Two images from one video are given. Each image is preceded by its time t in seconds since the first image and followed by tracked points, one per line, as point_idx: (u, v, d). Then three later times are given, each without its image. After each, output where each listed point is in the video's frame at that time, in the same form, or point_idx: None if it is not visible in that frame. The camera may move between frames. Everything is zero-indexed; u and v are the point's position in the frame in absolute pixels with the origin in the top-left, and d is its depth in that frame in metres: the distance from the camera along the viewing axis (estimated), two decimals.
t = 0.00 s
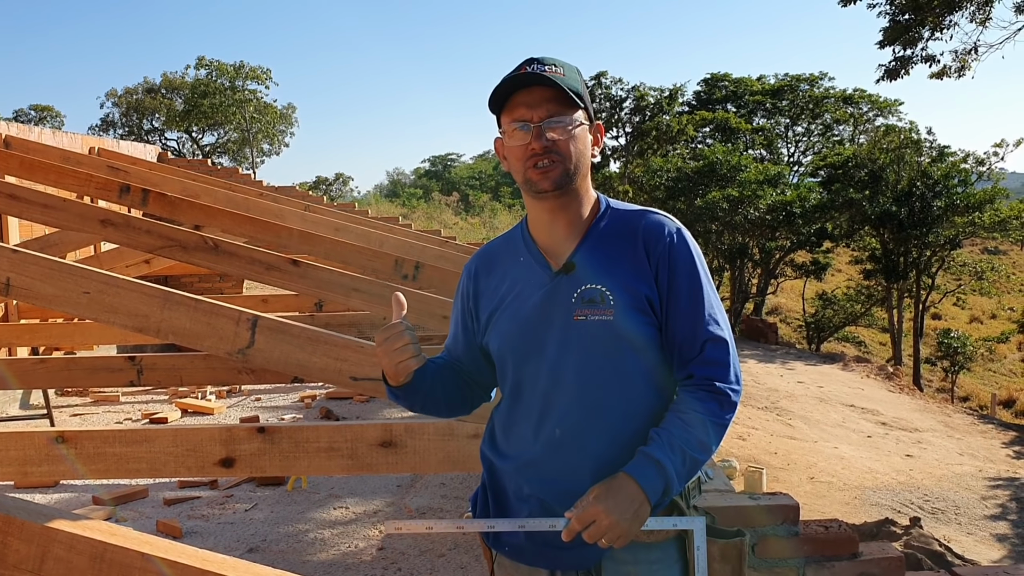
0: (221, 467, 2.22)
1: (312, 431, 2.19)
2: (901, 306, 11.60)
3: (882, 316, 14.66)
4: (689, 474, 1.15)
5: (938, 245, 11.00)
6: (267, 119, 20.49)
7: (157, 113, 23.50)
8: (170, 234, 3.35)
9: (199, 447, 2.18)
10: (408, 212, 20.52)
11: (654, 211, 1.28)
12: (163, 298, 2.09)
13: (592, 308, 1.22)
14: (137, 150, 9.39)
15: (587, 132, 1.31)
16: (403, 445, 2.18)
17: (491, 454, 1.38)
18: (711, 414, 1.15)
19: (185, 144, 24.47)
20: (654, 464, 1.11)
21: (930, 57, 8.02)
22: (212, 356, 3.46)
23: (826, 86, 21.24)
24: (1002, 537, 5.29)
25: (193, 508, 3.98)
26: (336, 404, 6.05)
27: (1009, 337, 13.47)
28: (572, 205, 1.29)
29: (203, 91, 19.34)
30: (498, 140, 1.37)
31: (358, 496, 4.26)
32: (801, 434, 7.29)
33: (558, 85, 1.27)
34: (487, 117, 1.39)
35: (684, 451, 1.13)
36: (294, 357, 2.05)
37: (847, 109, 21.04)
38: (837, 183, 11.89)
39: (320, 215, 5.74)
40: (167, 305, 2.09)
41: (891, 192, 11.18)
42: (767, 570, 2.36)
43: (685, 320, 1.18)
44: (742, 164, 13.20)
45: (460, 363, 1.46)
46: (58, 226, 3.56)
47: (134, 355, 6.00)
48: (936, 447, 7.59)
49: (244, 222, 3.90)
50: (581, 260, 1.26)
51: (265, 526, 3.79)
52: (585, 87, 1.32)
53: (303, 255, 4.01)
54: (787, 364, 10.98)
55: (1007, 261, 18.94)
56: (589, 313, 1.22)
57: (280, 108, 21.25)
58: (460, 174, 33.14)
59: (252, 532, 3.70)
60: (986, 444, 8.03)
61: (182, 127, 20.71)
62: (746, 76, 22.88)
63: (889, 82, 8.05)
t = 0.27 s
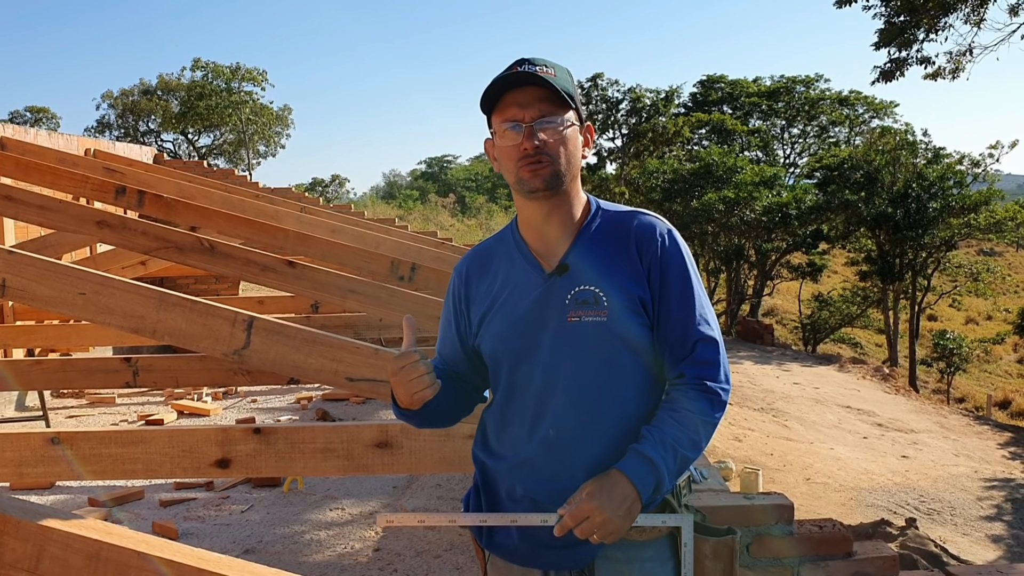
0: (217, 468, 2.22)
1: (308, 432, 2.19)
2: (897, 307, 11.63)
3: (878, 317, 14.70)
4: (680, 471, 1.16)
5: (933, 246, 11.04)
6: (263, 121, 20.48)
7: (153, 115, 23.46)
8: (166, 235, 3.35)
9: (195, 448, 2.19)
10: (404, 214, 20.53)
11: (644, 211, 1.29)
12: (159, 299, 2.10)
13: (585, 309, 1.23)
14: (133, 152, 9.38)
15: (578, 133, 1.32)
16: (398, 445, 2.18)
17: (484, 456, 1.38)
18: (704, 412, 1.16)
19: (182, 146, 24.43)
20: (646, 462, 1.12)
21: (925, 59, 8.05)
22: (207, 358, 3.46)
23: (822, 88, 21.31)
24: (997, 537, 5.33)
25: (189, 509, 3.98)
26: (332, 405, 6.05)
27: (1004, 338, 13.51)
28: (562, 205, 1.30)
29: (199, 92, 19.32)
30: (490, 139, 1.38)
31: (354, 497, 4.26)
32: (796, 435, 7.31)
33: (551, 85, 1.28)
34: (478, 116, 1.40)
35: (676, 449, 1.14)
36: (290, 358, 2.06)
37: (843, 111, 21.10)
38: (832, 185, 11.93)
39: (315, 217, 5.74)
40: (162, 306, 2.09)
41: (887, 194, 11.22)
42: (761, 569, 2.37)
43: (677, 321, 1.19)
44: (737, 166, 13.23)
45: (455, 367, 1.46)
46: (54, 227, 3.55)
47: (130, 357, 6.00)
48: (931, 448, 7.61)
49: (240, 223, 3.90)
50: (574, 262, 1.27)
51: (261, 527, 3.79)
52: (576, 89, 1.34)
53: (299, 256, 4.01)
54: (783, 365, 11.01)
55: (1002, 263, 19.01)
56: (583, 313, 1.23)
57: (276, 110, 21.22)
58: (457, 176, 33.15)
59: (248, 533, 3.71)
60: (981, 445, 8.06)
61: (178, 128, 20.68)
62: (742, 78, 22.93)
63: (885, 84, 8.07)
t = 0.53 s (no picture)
0: (216, 468, 2.23)
1: (306, 433, 2.20)
2: (893, 308, 11.67)
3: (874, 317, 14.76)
4: (673, 471, 1.18)
5: (929, 247, 11.08)
6: (261, 122, 20.46)
7: (151, 117, 23.43)
8: (164, 237, 3.36)
9: (193, 448, 2.20)
10: (402, 215, 20.54)
11: (636, 213, 1.31)
12: (157, 301, 2.11)
13: (580, 311, 1.25)
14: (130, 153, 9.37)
15: (571, 137, 1.34)
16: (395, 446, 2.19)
17: (478, 456, 1.40)
18: (694, 412, 1.18)
19: (179, 147, 24.41)
20: (640, 462, 1.14)
21: (920, 61, 8.09)
22: (205, 359, 3.47)
23: (818, 89, 21.38)
24: (991, 537, 5.37)
25: (187, 510, 3.98)
26: (330, 406, 6.06)
27: (1000, 339, 13.58)
28: (556, 208, 1.32)
29: (196, 94, 19.30)
30: (483, 143, 1.39)
31: (352, 497, 4.27)
32: (792, 435, 7.34)
33: (544, 89, 1.30)
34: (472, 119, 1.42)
35: (669, 450, 1.16)
36: (288, 359, 2.07)
37: (839, 112, 21.19)
38: (828, 185, 11.98)
39: (312, 218, 5.75)
40: (160, 308, 2.10)
41: (883, 195, 11.26)
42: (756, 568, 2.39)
43: (669, 323, 1.21)
44: (734, 167, 13.26)
45: (451, 373, 1.46)
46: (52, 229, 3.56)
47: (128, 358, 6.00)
48: (927, 448, 7.65)
49: (237, 224, 3.91)
50: (568, 263, 1.28)
51: (259, 527, 3.80)
52: (569, 93, 1.36)
53: (296, 257, 4.02)
54: (780, 366, 11.05)
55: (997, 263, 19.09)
56: (577, 315, 1.24)
57: (273, 111, 21.22)
58: (454, 177, 33.18)
59: (246, 533, 3.71)
60: (976, 445, 8.11)
61: (176, 130, 20.66)
62: (738, 79, 22.99)
63: (880, 85, 8.11)
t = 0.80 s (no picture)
0: (207, 471, 2.21)
1: (298, 435, 2.19)
2: (885, 309, 11.70)
3: (866, 319, 14.81)
4: (668, 470, 1.18)
5: (922, 248, 11.13)
6: (253, 122, 20.35)
7: (141, 116, 23.27)
8: (155, 238, 3.33)
9: (185, 450, 2.18)
10: (395, 215, 20.48)
11: (628, 214, 1.31)
12: (148, 302, 2.09)
13: (574, 311, 1.24)
14: (121, 153, 9.31)
15: (562, 137, 1.34)
16: (388, 448, 2.18)
17: (468, 456, 1.38)
18: (689, 411, 1.18)
19: (170, 147, 24.25)
20: (635, 461, 1.14)
21: (913, 63, 8.12)
22: (197, 361, 3.44)
23: (811, 90, 21.43)
24: (984, 538, 5.40)
25: (178, 512, 3.96)
26: (322, 407, 6.03)
27: (992, 340, 13.64)
28: (548, 208, 1.31)
29: (188, 93, 19.16)
30: (474, 144, 1.38)
31: (344, 499, 4.26)
32: (785, 437, 7.35)
33: (535, 90, 1.29)
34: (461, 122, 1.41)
35: (664, 449, 1.16)
36: (280, 360, 2.06)
37: (832, 113, 21.26)
38: (822, 187, 12.01)
39: (305, 218, 5.73)
40: (152, 309, 2.09)
41: (876, 196, 11.30)
42: (750, 569, 2.39)
43: (663, 323, 1.21)
44: (727, 168, 13.27)
45: (438, 370, 1.46)
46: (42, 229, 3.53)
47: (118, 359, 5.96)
48: (919, 449, 7.68)
49: (229, 225, 3.89)
50: (561, 264, 1.28)
51: (250, 529, 3.78)
52: (560, 94, 1.35)
53: (288, 258, 4.00)
54: (773, 367, 11.06)
55: (989, 264, 19.20)
56: (571, 316, 1.24)
57: (265, 111, 21.11)
58: (447, 177, 33.12)
59: (238, 535, 3.69)
60: (969, 446, 8.14)
61: (167, 129, 20.52)
62: (732, 80, 23.02)
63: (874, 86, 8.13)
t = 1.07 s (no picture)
0: (205, 473, 2.21)
1: (296, 437, 2.19)
2: (883, 310, 11.72)
3: (863, 320, 14.83)
4: (669, 470, 1.18)
5: (919, 250, 11.15)
6: (250, 124, 20.35)
7: (139, 119, 23.26)
8: (153, 240, 3.33)
9: (183, 452, 2.18)
10: (392, 217, 20.47)
11: (626, 215, 1.32)
12: (147, 304, 2.09)
13: (573, 312, 1.24)
14: (119, 155, 9.30)
15: (558, 138, 1.34)
16: (386, 450, 2.17)
17: (467, 458, 1.39)
18: (689, 411, 1.18)
19: (167, 149, 24.23)
20: (636, 460, 1.14)
21: (910, 64, 8.14)
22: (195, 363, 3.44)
23: (808, 92, 21.47)
24: (982, 540, 5.42)
25: (176, 514, 3.95)
26: (320, 409, 6.03)
27: (989, 342, 13.67)
28: (545, 209, 1.32)
29: (185, 96, 19.14)
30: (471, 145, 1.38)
31: (342, 502, 4.25)
32: (784, 438, 7.36)
33: (531, 91, 1.30)
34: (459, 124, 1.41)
35: (665, 449, 1.16)
36: (278, 363, 2.05)
37: (829, 115, 21.31)
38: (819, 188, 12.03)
39: (302, 220, 5.72)
40: (150, 311, 2.09)
41: (873, 198, 11.32)
42: (749, 571, 2.39)
43: (661, 323, 1.22)
44: (725, 170, 13.28)
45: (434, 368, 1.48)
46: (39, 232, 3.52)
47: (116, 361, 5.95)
48: (917, 451, 7.68)
49: (227, 227, 3.88)
50: (559, 265, 1.28)
51: (249, 532, 3.77)
52: (556, 95, 1.35)
53: (286, 260, 4.00)
54: (771, 369, 11.08)
55: (986, 266, 19.24)
56: (570, 317, 1.24)
57: (263, 113, 21.11)
58: (445, 179, 33.11)
59: (236, 538, 3.69)
60: (967, 447, 8.16)
61: (164, 132, 20.51)
62: (729, 82, 23.07)
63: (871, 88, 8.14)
